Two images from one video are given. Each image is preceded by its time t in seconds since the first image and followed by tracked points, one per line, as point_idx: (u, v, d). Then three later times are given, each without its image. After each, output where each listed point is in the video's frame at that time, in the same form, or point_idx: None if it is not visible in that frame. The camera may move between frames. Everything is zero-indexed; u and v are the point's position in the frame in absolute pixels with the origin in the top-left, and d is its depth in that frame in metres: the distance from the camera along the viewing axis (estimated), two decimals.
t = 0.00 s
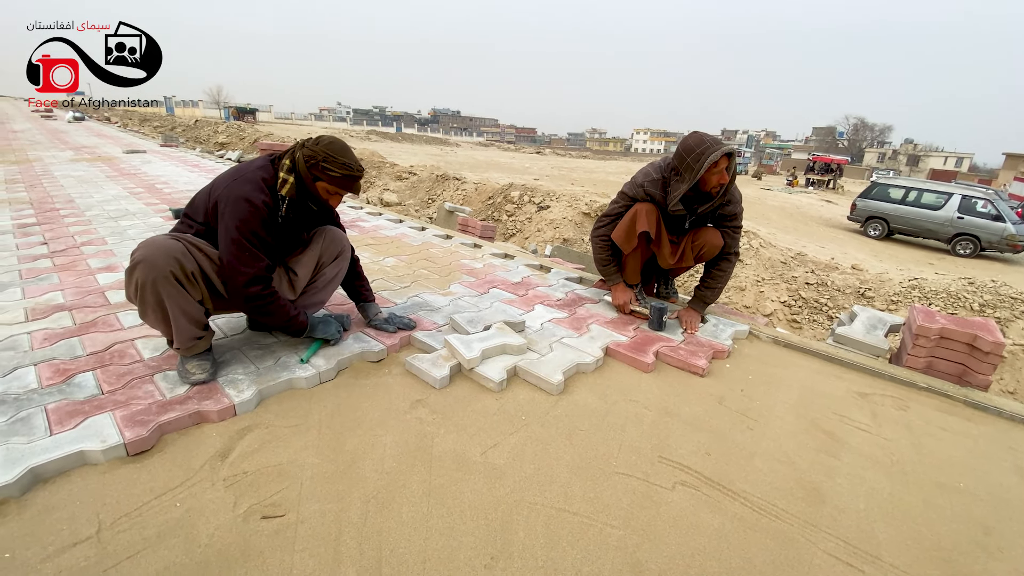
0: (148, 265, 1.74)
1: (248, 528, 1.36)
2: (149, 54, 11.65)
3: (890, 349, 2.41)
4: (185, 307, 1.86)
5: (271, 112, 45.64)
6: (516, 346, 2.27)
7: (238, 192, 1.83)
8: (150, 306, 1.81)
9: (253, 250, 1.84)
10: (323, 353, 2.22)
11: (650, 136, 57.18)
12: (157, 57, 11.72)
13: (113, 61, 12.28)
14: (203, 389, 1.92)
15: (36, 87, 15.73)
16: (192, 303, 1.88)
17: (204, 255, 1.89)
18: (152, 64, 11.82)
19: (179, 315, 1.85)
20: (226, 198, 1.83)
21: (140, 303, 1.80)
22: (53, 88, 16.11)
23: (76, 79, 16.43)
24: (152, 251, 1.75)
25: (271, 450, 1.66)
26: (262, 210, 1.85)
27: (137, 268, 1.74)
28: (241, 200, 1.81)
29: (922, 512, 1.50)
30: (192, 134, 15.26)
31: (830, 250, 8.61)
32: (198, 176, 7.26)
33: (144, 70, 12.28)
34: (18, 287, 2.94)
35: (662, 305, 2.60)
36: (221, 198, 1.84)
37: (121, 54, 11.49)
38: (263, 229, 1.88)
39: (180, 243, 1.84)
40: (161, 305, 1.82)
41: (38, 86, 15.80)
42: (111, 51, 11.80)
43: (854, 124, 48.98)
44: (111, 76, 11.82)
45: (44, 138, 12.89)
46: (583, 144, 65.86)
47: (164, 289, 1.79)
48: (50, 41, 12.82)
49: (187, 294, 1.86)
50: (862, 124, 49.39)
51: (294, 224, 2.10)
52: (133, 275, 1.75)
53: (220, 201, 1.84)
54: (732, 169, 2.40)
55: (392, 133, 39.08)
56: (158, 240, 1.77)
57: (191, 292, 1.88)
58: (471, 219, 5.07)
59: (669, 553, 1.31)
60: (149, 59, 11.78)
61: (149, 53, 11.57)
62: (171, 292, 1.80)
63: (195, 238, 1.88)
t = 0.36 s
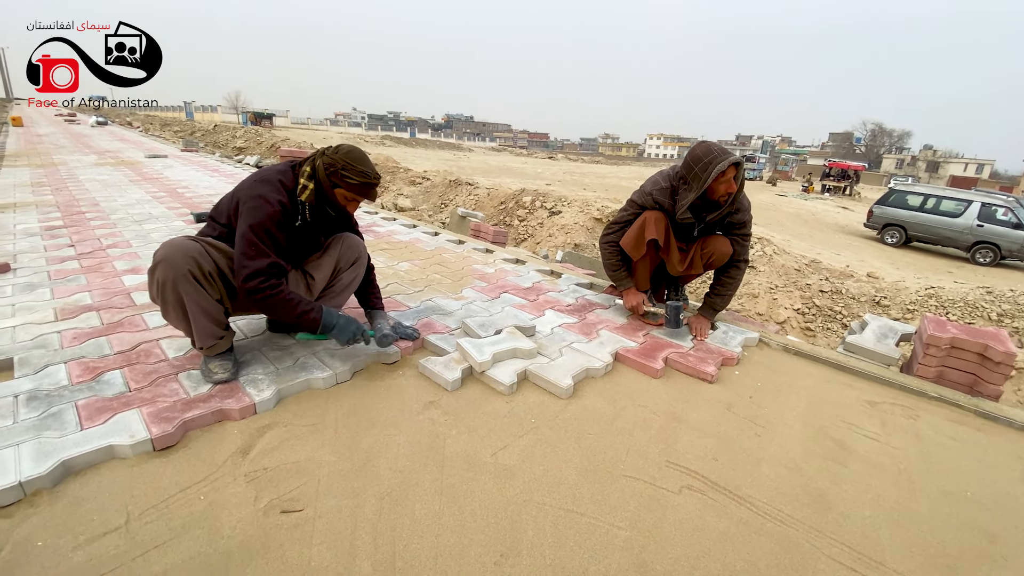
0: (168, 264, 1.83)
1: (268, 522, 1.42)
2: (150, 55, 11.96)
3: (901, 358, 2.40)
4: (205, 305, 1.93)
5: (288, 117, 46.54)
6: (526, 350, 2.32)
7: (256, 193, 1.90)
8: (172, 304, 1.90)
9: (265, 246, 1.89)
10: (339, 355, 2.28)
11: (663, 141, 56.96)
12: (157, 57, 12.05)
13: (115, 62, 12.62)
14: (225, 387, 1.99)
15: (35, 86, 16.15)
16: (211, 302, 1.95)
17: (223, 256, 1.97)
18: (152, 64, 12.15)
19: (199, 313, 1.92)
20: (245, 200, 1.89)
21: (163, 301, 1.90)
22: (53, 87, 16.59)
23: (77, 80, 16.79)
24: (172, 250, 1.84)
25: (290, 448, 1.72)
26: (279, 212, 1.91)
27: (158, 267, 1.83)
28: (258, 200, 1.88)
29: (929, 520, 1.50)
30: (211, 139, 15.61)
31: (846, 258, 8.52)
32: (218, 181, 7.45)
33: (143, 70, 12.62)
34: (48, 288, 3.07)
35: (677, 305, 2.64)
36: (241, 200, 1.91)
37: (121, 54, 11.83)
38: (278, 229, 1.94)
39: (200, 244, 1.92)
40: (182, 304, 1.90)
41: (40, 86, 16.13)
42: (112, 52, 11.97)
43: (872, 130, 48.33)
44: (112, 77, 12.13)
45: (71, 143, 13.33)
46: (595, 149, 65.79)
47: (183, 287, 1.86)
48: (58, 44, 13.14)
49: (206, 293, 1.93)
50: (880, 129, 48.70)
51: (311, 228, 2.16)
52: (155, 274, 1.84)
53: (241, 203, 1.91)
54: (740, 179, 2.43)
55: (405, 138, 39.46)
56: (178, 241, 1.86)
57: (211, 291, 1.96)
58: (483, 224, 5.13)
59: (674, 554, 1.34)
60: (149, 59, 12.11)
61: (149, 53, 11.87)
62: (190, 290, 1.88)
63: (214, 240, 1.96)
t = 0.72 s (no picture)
0: (198, 263, 1.94)
1: (288, 508, 1.51)
2: (149, 54, 12.32)
3: (907, 365, 2.41)
4: (231, 302, 2.04)
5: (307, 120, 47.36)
6: (535, 352, 2.38)
7: (285, 199, 2.01)
8: (201, 302, 2.01)
9: (301, 249, 1.99)
10: (356, 353, 2.38)
11: (679, 145, 56.55)
12: (157, 57, 12.39)
13: (114, 61, 12.91)
14: (248, 382, 2.10)
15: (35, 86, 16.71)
16: (236, 300, 2.06)
17: (249, 256, 2.08)
18: (151, 64, 12.49)
19: (225, 310, 2.04)
20: (274, 205, 2.01)
21: (192, 299, 2.01)
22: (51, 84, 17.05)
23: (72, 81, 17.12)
24: (202, 250, 1.95)
25: (309, 439, 1.82)
26: (308, 216, 2.02)
27: (190, 266, 1.94)
28: (287, 205, 1.99)
29: (926, 522, 1.53)
30: (233, 142, 16.00)
31: (864, 264, 8.41)
32: (239, 183, 7.67)
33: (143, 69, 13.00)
34: (81, 285, 3.23)
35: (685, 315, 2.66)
36: (270, 206, 2.02)
37: (120, 53, 12.25)
38: (310, 233, 2.04)
39: (228, 244, 2.04)
40: (210, 301, 2.02)
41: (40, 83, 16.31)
42: (110, 50, 12.09)
43: (893, 134, 47.43)
44: (110, 77, 12.45)
45: (100, 145, 13.82)
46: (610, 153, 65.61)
47: (211, 285, 1.98)
48: (49, 42, 13.26)
49: (232, 291, 2.04)
50: (903, 133, 47.75)
51: (332, 231, 2.27)
52: (186, 272, 1.96)
53: (269, 208, 2.02)
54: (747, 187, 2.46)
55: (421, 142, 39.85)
56: (208, 242, 1.98)
57: (236, 289, 2.07)
58: (496, 227, 5.22)
59: (673, 548, 1.40)
60: (149, 59, 12.45)
61: (149, 53, 12.24)
62: (218, 288, 1.99)
63: (241, 241, 2.08)
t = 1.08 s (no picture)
0: (225, 258, 2.03)
1: (308, 493, 1.59)
2: (154, 55, 12.55)
3: (922, 370, 2.41)
4: (255, 296, 2.13)
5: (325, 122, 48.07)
6: (547, 350, 2.43)
7: (304, 199, 2.09)
8: (227, 295, 2.11)
9: (312, 248, 2.07)
10: (373, 348, 2.46)
11: (696, 147, 56.04)
12: (162, 58, 12.57)
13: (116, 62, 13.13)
14: (271, 373, 2.19)
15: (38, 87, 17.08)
16: (260, 294, 2.15)
17: (272, 253, 2.17)
18: (152, 64, 12.78)
19: (249, 303, 2.12)
20: (294, 205, 2.09)
21: (219, 292, 2.11)
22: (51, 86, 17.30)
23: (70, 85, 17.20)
24: (230, 245, 2.04)
25: (328, 429, 1.89)
26: (324, 216, 2.09)
27: (218, 260, 2.04)
28: (305, 206, 2.07)
29: (934, 525, 1.54)
30: (254, 143, 16.36)
31: (884, 269, 8.26)
32: (261, 183, 7.86)
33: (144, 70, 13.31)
34: (112, 280, 3.37)
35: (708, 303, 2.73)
36: (290, 205, 2.11)
37: (127, 55, 12.41)
38: (322, 233, 2.11)
39: (253, 240, 2.13)
40: (236, 294, 2.11)
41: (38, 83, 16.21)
42: (113, 51, 12.13)
43: (919, 137, 46.28)
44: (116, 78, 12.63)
45: (125, 144, 14.23)
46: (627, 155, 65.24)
47: (238, 279, 2.07)
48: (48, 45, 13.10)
49: (257, 285, 2.13)
50: (929, 135, 46.56)
51: (350, 231, 2.34)
52: (214, 266, 2.05)
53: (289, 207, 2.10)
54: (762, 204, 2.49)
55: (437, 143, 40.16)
56: (235, 237, 2.07)
57: (261, 284, 2.16)
58: (511, 228, 5.28)
59: (679, 542, 1.43)
60: (155, 60, 12.69)
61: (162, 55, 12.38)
62: (244, 282, 2.08)
63: (265, 238, 2.17)
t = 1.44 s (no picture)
0: (250, 251, 2.09)
1: (330, 481, 1.63)
2: (149, 54, 12.92)
3: (944, 372, 2.37)
4: (278, 289, 2.19)
5: (343, 121, 48.56)
6: (563, 347, 2.45)
7: (331, 198, 2.13)
8: (251, 288, 2.17)
9: (339, 246, 2.12)
10: (392, 342, 2.50)
11: (714, 146, 55.31)
12: (156, 57, 13.01)
13: (114, 62, 13.35)
14: (293, 365, 2.25)
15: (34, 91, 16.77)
16: (283, 287, 2.20)
17: (295, 248, 2.22)
18: (150, 64, 13.09)
19: (273, 296, 2.18)
20: (320, 203, 2.14)
21: (244, 285, 2.16)
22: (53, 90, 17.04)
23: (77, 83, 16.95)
24: (255, 239, 2.10)
25: (349, 420, 1.94)
26: (349, 214, 2.14)
27: (243, 253, 2.10)
28: (331, 205, 2.11)
29: (956, 528, 1.52)
30: (274, 141, 16.63)
31: (907, 272, 8.08)
32: (281, 180, 8.02)
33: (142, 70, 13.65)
34: (141, 273, 3.49)
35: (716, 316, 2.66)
36: (316, 203, 2.15)
37: (120, 53, 12.81)
38: (348, 230, 2.16)
39: (277, 234, 2.18)
40: (259, 287, 2.17)
41: (33, 83, 15.95)
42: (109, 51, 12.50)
43: (946, 136, 44.99)
44: (110, 78, 12.96)
45: (150, 142, 14.57)
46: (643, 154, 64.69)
47: (262, 272, 2.12)
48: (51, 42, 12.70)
49: (279, 278, 2.19)
50: (956, 135, 45.23)
51: (373, 229, 2.39)
52: (240, 259, 2.11)
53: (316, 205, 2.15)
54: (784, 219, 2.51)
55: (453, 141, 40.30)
56: (259, 232, 2.12)
57: (283, 277, 2.21)
58: (527, 226, 5.30)
59: (694, 538, 1.44)
60: (149, 59, 13.04)
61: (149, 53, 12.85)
62: (267, 275, 2.13)
63: (289, 233, 2.22)
